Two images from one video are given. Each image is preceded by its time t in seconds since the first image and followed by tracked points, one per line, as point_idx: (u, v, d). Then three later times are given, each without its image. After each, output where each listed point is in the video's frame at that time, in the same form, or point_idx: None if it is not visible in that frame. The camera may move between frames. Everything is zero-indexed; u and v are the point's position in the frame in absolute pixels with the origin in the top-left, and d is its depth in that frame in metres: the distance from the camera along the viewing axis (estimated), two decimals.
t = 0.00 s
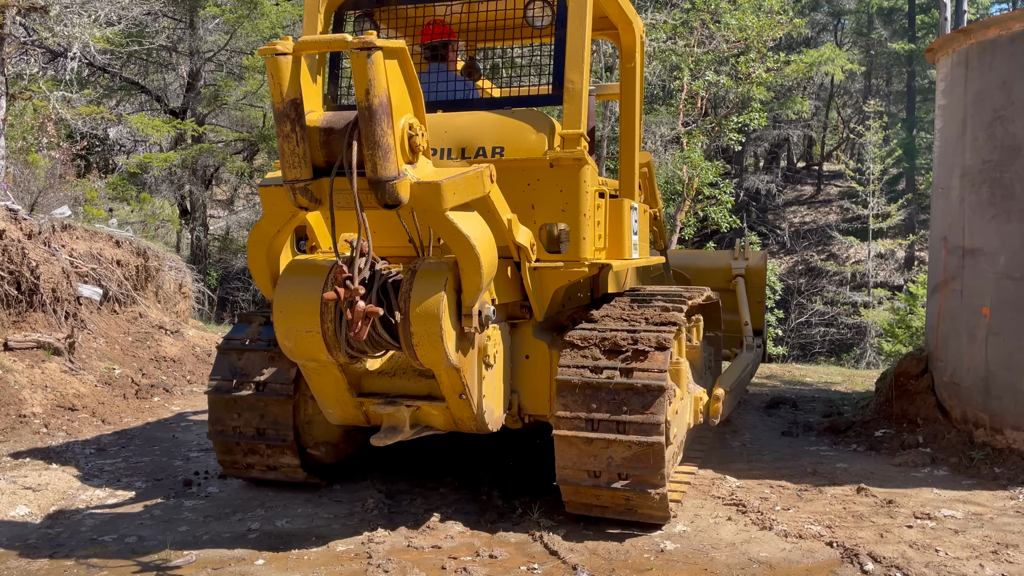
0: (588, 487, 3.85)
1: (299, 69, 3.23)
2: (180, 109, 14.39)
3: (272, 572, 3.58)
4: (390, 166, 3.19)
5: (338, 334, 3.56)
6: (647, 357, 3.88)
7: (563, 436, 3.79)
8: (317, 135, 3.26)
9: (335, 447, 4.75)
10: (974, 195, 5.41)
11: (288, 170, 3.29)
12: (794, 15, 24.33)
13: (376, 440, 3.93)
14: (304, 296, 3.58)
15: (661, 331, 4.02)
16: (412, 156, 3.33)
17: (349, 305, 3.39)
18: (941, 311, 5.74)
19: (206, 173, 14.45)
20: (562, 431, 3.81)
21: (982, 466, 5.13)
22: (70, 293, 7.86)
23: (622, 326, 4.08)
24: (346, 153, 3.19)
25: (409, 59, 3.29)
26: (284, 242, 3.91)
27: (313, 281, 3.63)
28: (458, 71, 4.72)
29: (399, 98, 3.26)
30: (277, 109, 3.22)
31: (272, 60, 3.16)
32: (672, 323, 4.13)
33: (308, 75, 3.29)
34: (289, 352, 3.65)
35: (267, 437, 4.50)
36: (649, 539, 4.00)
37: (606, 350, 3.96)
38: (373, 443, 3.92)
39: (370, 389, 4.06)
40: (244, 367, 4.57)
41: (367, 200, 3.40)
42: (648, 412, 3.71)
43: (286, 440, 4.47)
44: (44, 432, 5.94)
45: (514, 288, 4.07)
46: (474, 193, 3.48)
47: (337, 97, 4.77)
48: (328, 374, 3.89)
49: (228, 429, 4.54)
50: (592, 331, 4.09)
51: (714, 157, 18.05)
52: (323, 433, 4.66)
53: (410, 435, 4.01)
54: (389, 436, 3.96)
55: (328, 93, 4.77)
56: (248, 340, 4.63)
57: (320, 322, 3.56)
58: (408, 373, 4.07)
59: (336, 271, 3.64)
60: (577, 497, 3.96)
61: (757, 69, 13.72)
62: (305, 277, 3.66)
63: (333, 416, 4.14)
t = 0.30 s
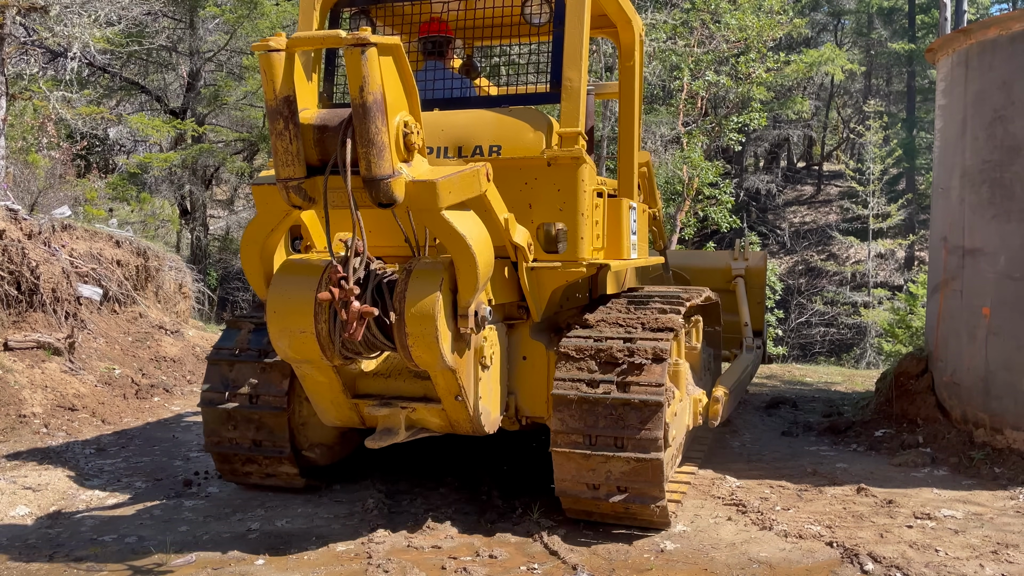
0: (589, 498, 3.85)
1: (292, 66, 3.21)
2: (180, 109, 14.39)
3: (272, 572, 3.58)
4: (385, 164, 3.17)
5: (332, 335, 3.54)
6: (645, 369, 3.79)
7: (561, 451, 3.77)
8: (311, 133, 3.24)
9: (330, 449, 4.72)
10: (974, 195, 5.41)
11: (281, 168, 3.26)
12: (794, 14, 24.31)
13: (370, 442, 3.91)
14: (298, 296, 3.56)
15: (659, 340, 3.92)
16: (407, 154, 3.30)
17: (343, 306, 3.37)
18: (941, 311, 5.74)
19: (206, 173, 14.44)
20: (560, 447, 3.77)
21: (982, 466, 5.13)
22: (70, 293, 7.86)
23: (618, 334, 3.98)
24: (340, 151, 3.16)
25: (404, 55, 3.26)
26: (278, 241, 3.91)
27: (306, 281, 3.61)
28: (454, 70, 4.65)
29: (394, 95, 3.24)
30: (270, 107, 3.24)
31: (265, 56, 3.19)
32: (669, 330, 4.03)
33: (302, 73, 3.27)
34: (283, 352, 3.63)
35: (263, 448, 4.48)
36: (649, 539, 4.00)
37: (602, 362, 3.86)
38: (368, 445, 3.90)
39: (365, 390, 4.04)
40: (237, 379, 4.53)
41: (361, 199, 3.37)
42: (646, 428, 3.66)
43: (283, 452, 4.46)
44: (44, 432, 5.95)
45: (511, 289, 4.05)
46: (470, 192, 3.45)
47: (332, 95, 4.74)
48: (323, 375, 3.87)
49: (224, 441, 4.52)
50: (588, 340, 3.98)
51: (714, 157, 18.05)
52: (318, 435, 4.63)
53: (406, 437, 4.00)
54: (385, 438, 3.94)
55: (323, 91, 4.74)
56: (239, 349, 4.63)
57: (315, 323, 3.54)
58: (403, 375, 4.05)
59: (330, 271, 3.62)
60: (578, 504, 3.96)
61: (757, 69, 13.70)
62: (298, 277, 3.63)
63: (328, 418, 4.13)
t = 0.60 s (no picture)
0: (589, 510, 3.86)
1: (284, 63, 3.20)
2: (180, 109, 14.39)
3: (272, 572, 3.58)
4: (379, 163, 3.16)
5: (326, 337, 3.52)
6: (642, 383, 3.71)
7: (559, 467, 3.75)
8: (304, 131, 3.22)
9: (324, 451, 4.70)
10: (974, 195, 5.41)
11: (274, 167, 3.25)
12: (794, 15, 24.29)
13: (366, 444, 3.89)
14: (292, 297, 3.55)
15: (655, 350, 3.81)
16: (401, 152, 3.29)
17: (338, 307, 3.36)
18: (941, 311, 5.74)
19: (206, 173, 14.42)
20: (559, 463, 3.75)
21: (982, 466, 5.14)
22: (70, 293, 7.86)
23: (612, 344, 3.88)
24: (333, 150, 3.15)
25: (398, 53, 3.25)
26: (271, 241, 3.85)
27: (299, 282, 3.59)
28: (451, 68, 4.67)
29: (388, 94, 3.23)
30: (262, 105, 3.20)
31: (256, 53, 3.14)
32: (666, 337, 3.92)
33: (295, 71, 3.26)
34: (276, 354, 3.62)
35: (261, 459, 4.46)
36: (649, 539, 4.00)
37: (597, 374, 3.78)
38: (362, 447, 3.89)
39: (359, 392, 4.01)
40: (229, 393, 4.47)
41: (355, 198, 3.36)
42: (644, 445, 3.62)
43: (281, 463, 4.44)
44: (44, 432, 5.95)
45: (507, 290, 4.04)
46: (466, 192, 3.43)
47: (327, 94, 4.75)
48: (317, 378, 3.85)
49: (221, 452, 4.51)
50: (582, 351, 3.88)
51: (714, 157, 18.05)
52: (312, 437, 4.62)
53: (401, 439, 3.98)
54: (380, 440, 3.92)
55: (318, 90, 4.74)
56: (230, 360, 4.54)
57: (308, 325, 3.53)
58: (398, 376, 4.02)
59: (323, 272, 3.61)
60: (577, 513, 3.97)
61: (757, 69, 13.69)
62: (291, 278, 3.62)
63: (324, 420, 4.11)
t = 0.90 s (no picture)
0: (588, 519, 3.87)
1: (276, 61, 3.20)
2: (180, 109, 14.39)
3: (272, 572, 3.58)
4: (371, 161, 3.15)
5: (318, 337, 3.51)
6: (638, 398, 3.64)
7: (559, 481, 3.74)
8: (297, 130, 3.25)
9: (320, 453, 4.65)
10: (974, 195, 5.42)
11: (265, 166, 3.25)
12: (794, 15, 24.28)
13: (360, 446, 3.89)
14: (284, 298, 3.54)
15: (650, 361, 3.71)
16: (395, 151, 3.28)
17: (329, 307, 3.35)
18: (941, 311, 5.75)
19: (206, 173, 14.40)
20: (557, 477, 3.74)
21: (982, 466, 5.14)
22: (70, 293, 7.86)
23: (607, 355, 3.78)
24: (325, 148, 3.15)
25: (391, 50, 3.24)
26: (264, 241, 3.84)
27: (292, 282, 3.59)
28: (449, 65, 4.66)
29: (382, 91, 3.22)
30: (254, 102, 3.21)
31: (248, 50, 3.15)
32: (662, 345, 3.82)
33: (286, 68, 3.26)
34: (269, 355, 3.61)
35: (258, 469, 4.47)
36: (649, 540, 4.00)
37: (592, 388, 3.70)
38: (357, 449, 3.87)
39: (354, 393, 4.00)
40: (221, 407, 4.43)
41: (348, 197, 3.35)
42: (642, 460, 3.59)
43: (278, 474, 4.47)
44: (44, 432, 5.95)
45: (504, 290, 4.03)
46: (460, 191, 3.41)
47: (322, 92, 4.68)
48: (311, 379, 3.84)
49: (218, 462, 4.51)
50: (577, 363, 3.78)
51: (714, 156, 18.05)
52: (307, 438, 4.56)
53: (396, 441, 3.96)
54: (373, 442, 3.91)
55: (314, 87, 4.67)
56: (220, 372, 4.47)
57: (301, 326, 3.52)
58: (393, 378, 4.01)
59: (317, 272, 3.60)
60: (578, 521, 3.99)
61: (757, 69, 13.67)
62: (284, 278, 3.61)
63: (319, 422, 4.10)
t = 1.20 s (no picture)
0: (588, 525, 3.88)
1: (266, 58, 3.19)
2: (180, 109, 14.39)
3: (272, 572, 3.58)
4: (364, 160, 3.14)
5: (311, 339, 3.50)
6: (634, 414, 3.57)
7: (556, 492, 3.74)
8: (288, 128, 3.23)
9: (315, 455, 4.63)
10: (974, 195, 5.42)
11: (257, 164, 3.24)
12: (794, 15, 24.27)
13: (353, 449, 3.87)
14: (277, 299, 3.54)
15: (647, 374, 3.62)
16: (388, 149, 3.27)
17: (321, 308, 3.34)
18: (941, 311, 5.75)
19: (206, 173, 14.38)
20: (556, 489, 3.74)
21: (982, 466, 5.14)
22: (70, 293, 7.86)
23: (602, 367, 3.69)
24: (317, 146, 3.15)
25: (384, 47, 3.23)
26: (257, 241, 3.84)
27: (285, 283, 3.58)
28: (443, 63, 4.64)
29: (374, 90, 3.21)
30: (245, 100, 3.21)
31: (239, 48, 3.16)
32: (659, 355, 3.72)
33: (278, 66, 3.25)
34: (261, 357, 3.60)
35: (256, 478, 4.48)
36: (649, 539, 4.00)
37: (588, 402, 3.65)
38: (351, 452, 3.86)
39: (348, 395, 3.99)
40: (215, 419, 4.41)
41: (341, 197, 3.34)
42: (640, 474, 3.57)
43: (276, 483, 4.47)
44: (44, 432, 5.95)
45: (500, 290, 4.02)
46: (455, 190, 3.40)
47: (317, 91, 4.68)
48: (304, 381, 3.83)
49: (215, 473, 4.51)
50: (572, 375, 3.71)
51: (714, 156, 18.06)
52: (301, 441, 4.55)
53: (390, 443, 3.95)
54: (368, 445, 3.90)
55: (308, 87, 4.66)
56: (211, 384, 4.44)
57: (293, 327, 3.51)
58: (387, 380, 4.00)
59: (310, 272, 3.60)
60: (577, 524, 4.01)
61: (757, 69, 13.65)
62: (277, 280, 3.60)
63: (313, 425, 4.08)
